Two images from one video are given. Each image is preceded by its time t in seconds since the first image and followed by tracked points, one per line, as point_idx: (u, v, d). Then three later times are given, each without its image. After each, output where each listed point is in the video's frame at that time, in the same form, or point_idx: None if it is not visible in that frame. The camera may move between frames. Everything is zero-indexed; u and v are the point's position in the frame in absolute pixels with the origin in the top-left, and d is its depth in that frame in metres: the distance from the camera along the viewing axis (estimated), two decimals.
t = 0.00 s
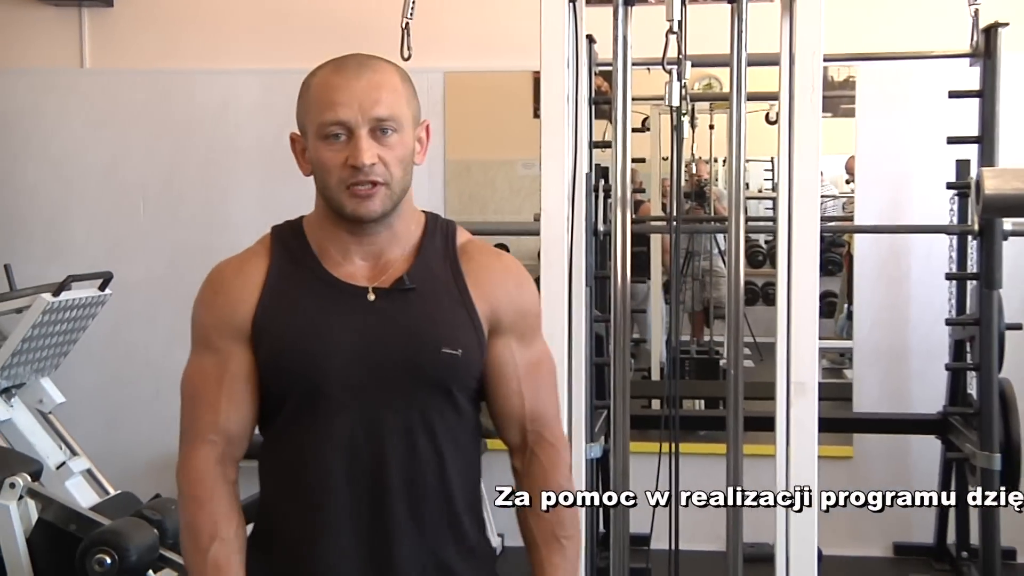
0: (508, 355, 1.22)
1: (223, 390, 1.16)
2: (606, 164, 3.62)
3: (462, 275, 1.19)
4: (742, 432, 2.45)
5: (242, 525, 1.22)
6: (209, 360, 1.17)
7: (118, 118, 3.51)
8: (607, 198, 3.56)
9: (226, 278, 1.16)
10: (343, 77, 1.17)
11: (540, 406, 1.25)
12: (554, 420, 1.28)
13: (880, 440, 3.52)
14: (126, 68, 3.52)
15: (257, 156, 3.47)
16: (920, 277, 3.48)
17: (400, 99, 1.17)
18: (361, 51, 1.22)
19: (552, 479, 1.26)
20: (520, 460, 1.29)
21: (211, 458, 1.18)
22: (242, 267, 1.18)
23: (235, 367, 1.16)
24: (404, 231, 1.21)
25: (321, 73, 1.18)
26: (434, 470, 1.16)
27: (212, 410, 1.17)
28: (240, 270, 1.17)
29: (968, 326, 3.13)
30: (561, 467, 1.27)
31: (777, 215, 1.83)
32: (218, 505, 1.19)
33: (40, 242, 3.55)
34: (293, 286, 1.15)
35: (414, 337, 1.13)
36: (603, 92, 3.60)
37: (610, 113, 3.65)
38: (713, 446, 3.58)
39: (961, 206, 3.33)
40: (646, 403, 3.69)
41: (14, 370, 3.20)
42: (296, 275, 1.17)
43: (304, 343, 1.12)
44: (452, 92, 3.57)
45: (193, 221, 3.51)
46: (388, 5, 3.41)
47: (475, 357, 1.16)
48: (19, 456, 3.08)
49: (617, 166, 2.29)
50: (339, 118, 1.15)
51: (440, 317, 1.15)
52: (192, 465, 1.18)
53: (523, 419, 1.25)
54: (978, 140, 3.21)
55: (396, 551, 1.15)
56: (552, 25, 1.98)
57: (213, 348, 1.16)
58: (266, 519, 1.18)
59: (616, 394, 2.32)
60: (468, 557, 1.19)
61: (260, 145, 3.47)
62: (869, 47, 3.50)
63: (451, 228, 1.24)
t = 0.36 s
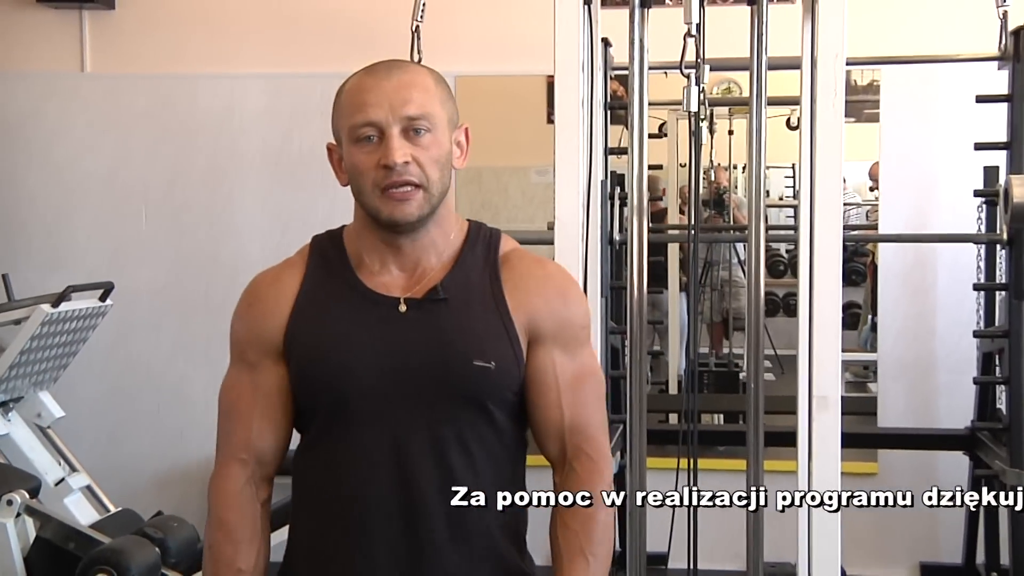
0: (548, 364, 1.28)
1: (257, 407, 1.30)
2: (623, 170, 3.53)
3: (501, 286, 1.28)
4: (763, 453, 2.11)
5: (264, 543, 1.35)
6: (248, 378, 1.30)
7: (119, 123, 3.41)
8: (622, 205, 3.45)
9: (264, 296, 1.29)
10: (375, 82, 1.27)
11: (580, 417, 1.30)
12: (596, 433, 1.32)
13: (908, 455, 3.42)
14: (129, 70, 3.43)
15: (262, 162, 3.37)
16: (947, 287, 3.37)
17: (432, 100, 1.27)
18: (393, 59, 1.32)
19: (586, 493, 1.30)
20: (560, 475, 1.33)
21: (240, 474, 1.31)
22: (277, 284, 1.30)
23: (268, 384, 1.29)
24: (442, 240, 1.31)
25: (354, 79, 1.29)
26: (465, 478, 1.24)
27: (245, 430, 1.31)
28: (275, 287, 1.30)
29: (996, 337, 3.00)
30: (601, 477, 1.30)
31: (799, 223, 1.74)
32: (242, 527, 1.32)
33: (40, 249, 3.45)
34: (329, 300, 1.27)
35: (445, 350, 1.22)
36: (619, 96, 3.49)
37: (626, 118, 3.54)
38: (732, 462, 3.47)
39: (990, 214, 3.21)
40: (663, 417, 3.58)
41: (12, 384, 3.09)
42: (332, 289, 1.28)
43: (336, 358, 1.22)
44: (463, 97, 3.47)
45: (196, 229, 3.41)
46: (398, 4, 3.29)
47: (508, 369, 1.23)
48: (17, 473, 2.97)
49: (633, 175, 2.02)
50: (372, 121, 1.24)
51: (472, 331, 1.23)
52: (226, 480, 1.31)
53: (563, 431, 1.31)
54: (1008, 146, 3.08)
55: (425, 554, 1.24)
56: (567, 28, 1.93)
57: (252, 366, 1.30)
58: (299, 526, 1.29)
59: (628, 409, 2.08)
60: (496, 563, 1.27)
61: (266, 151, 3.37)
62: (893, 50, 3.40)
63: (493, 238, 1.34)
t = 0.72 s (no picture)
0: (566, 367, 1.26)
1: (268, 406, 1.31)
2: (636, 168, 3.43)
3: (518, 286, 1.26)
4: (780, 459, 2.02)
5: (272, 542, 1.35)
6: (259, 376, 1.31)
7: (117, 121, 3.32)
8: (635, 205, 3.36)
9: (278, 292, 1.30)
10: (385, 80, 1.25)
11: (598, 424, 1.27)
12: (613, 444, 1.29)
13: (929, 463, 3.31)
14: (129, 67, 3.34)
15: (264, 160, 3.28)
16: (970, 289, 3.26)
17: (444, 98, 1.24)
18: (406, 53, 1.30)
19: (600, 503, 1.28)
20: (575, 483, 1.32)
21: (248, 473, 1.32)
22: (292, 280, 1.31)
23: (277, 382, 1.30)
24: (458, 236, 1.30)
25: (365, 76, 1.27)
26: (474, 481, 1.22)
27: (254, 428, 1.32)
28: (290, 284, 1.30)
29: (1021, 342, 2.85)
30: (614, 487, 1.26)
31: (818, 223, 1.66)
32: (248, 526, 1.32)
33: (36, 251, 3.37)
34: (341, 297, 1.26)
35: (454, 350, 1.20)
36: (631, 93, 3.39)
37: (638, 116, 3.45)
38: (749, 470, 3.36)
39: (1015, 214, 3.09)
40: (676, 423, 3.48)
41: (7, 388, 3.00)
42: (344, 286, 1.28)
43: (344, 356, 1.21)
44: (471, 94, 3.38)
45: (196, 230, 3.32)
46: None
47: (520, 370, 1.21)
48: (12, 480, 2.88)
49: (647, 173, 1.89)
50: (381, 121, 1.23)
51: (484, 331, 1.21)
52: (233, 479, 1.31)
53: (577, 440, 1.28)
54: None
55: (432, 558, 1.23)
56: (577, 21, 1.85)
57: (263, 363, 1.31)
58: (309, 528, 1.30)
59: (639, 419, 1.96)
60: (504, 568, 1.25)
61: (268, 149, 3.28)
62: (914, 45, 3.30)
63: (512, 235, 1.33)
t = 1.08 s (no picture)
0: (577, 372, 1.26)
1: (271, 407, 1.29)
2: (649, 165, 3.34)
3: (529, 288, 1.25)
4: (799, 463, 1.79)
5: (280, 546, 1.34)
6: (262, 377, 1.30)
7: (114, 116, 3.23)
8: (648, 201, 3.26)
9: (282, 291, 1.28)
10: (399, 75, 1.22)
11: (608, 430, 1.28)
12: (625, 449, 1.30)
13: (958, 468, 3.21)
14: (128, 62, 3.26)
15: (266, 157, 3.19)
16: (995, 289, 3.16)
17: (458, 97, 1.22)
18: (419, 46, 1.27)
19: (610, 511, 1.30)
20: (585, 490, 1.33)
21: (254, 477, 1.30)
22: (295, 280, 1.29)
23: (281, 383, 1.28)
24: (468, 236, 1.28)
25: (377, 71, 1.24)
26: (484, 487, 1.21)
27: (258, 432, 1.30)
28: (292, 283, 1.28)
29: None
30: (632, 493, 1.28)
31: (835, 222, 1.61)
32: (256, 530, 1.31)
33: (32, 250, 3.28)
34: (348, 299, 1.25)
35: (466, 355, 1.19)
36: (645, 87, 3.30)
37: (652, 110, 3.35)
38: (765, 475, 3.26)
39: None
40: (691, 428, 3.38)
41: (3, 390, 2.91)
42: (350, 286, 1.26)
43: (354, 360, 1.20)
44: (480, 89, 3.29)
45: (197, 229, 3.23)
46: None
47: (533, 375, 1.21)
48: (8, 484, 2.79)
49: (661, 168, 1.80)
50: (394, 119, 1.20)
51: (496, 335, 1.20)
52: (239, 486, 1.30)
53: (589, 446, 1.29)
54: None
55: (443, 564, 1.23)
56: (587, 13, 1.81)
57: (267, 365, 1.29)
58: (316, 532, 1.29)
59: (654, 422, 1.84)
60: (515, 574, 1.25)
61: (271, 145, 3.19)
62: (937, 37, 3.20)
63: (523, 235, 1.31)
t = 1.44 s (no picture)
0: (588, 379, 1.19)
1: (267, 414, 1.20)
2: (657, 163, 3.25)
3: (539, 291, 1.18)
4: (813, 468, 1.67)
5: (269, 561, 1.25)
6: (257, 381, 1.21)
7: (108, 113, 3.14)
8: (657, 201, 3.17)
9: (281, 293, 1.19)
10: (404, 71, 1.15)
11: (620, 440, 1.21)
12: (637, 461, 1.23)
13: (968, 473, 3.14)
14: (123, 56, 3.17)
15: (264, 155, 3.11)
16: (1015, 292, 3.06)
17: (465, 93, 1.15)
18: (423, 41, 1.20)
19: (624, 526, 1.22)
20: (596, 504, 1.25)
21: (247, 485, 1.21)
22: (294, 280, 1.20)
23: (279, 388, 1.19)
24: (474, 237, 1.21)
25: (379, 67, 1.17)
26: (490, 499, 1.14)
27: (252, 437, 1.21)
28: (290, 282, 1.20)
29: None
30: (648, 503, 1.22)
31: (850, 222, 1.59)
32: (249, 545, 1.21)
33: (23, 250, 3.19)
34: (348, 301, 1.17)
35: (473, 361, 1.12)
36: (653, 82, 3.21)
37: (660, 107, 3.26)
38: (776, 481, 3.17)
39: None
40: (700, 433, 3.29)
41: None
42: (351, 288, 1.18)
43: (354, 366, 1.12)
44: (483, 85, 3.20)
45: (193, 228, 3.14)
46: None
47: (543, 382, 1.13)
48: None
49: (670, 168, 1.70)
50: (399, 116, 1.13)
51: (504, 339, 1.13)
52: (230, 494, 1.21)
53: (600, 457, 1.21)
54: None
55: None
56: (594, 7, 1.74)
57: (263, 369, 1.21)
58: (312, 548, 1.20)
59: (662, 428, 1.73)
60: None
61: (269, 142, 3.10)
62: (953, 31, 3.11)
63: (530, 237, 1.23)
